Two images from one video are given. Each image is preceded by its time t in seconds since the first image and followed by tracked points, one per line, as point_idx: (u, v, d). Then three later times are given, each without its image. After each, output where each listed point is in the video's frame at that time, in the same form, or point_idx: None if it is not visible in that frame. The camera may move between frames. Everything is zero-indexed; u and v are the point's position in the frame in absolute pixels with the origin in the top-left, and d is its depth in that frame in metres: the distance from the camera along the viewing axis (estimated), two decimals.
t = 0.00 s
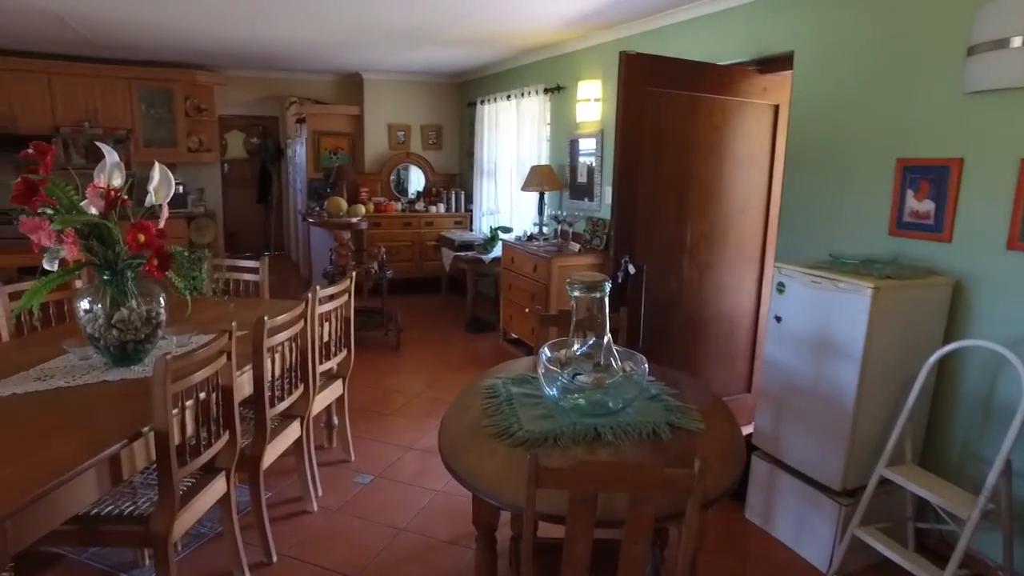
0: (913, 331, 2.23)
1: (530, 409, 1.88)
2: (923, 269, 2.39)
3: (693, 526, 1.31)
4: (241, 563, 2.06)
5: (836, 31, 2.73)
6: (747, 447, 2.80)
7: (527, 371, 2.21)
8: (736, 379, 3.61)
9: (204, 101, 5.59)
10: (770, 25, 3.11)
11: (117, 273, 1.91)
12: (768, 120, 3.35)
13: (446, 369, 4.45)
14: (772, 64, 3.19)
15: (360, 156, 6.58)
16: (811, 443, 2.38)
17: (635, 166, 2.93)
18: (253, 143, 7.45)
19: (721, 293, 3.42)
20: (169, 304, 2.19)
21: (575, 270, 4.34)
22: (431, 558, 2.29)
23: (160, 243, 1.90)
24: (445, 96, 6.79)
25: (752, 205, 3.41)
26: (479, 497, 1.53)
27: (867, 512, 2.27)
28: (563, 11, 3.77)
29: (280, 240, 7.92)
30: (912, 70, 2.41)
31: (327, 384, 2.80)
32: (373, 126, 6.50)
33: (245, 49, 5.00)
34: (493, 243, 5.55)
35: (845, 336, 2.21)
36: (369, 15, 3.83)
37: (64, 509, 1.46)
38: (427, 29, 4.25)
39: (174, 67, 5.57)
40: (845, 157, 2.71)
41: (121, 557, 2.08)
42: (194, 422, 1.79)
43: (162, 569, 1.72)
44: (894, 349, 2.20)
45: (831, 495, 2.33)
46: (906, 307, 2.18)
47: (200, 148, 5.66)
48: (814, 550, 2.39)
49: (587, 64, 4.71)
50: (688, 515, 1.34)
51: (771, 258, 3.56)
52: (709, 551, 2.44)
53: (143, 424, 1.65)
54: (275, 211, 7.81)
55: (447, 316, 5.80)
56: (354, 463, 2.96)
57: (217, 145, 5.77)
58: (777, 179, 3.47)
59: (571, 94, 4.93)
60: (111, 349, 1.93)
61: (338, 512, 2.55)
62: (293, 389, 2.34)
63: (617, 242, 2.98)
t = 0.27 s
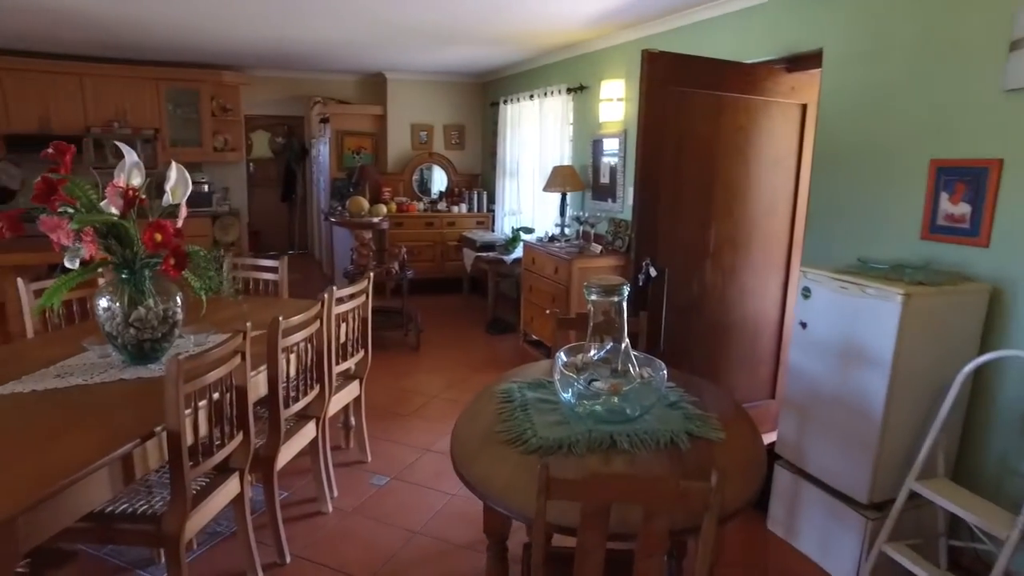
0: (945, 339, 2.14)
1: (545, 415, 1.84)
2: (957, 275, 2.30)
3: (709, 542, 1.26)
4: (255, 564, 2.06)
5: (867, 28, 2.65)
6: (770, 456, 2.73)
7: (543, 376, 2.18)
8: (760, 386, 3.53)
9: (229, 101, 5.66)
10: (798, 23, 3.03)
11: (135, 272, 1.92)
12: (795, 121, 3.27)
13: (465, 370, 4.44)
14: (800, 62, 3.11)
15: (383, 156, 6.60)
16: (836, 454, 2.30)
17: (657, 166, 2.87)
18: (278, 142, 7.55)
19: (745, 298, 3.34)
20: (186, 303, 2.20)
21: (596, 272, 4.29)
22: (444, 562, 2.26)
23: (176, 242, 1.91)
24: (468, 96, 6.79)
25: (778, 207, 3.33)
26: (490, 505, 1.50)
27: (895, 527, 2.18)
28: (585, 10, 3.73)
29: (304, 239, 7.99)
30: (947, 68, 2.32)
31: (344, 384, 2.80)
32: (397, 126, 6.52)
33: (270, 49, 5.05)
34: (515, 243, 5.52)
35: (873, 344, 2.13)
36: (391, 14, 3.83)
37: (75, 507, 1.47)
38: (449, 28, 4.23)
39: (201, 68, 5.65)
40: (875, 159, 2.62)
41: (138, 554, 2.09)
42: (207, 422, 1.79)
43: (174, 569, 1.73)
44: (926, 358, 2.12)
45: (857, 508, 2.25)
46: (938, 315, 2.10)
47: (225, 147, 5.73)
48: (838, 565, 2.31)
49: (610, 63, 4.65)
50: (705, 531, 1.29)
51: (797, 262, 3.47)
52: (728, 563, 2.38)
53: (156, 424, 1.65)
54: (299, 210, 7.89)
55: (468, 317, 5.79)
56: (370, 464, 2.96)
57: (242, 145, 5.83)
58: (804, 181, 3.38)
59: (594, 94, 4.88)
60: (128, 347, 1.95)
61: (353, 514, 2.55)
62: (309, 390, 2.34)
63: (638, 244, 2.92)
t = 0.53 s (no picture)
0: (982, 349, 2.05)
1: (561, 421, 1.81)
2: (995, 282, 2.21)
3: (726, 559, 1.22)
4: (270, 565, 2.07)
5: (902, 25, 2.55)
6: (795, 466, 2.66)
7: (561, 381, 2.14)
8: (785, 394, 3.45)
9: (256, 102, 5.72)
10: (829, 20, 2.94)
11: (155, 271, 1.93)
12: (825, 121, 3.18)
13: (486, 372, 4.42)
14: (831, 61, 3.02)
15: (408, 156, 6.63)
16: (864, 466, 2.22)
17: (681, 168, 2.81)
18: (304, 142, 7.65)
19: (771, 303, 3.26)
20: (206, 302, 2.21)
21: (619, 274, 4.24)
22: (459, 567, 2.25)
23: (195, 242, 1.92)
24: (493, 97, 6.78)
25: (806, 210, 3.24)
26: (501, 514, 1.47)
27: (927, 545, 2.10)
28: (610, 9, 3.68)
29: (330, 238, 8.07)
30: (986, 66, 2.22)
31: (362, 385, 2.80)
32: (422, 126, 6.54)
33: (296, 50, 5.10)
34: (538, 245, 5.49)
35: (905, 353, 2.04)
36: (414, 14, 3.83)
37: (90, 505, 1.48)
38: (472, 28, 4.22)
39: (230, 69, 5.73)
40: (909, 160, 2.53)
41: (156, 551, 2.11)
42: (222, 421, 1.80)
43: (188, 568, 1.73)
44: (961, 368, 2.03)
45: (887, 524, 2.16)
46: (974, 324, 2.01)
47: (252, 147, 5.80)
48: None
49: (636, 63, 4.59)
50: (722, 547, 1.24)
51: (826, 267, 3.38)
52: None
53: (171, 423, 1.66)
54: (326, 209, 7.97)
55: (490, 318, 5.78)
56: (387, 466, 2.97)
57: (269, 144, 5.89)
58: (834, 183, 3.29)
59: (619, 94, 4.82)
60: (148, 346, 1.96)
61: (369, 516, 2.55)
62: (326, 391, 2.35)
63: (660, 247, 2.87)
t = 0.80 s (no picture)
0: None
1: (582, 426, 1.77)
2: None
3: None
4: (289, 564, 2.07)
5: (941, 20, 2.46)
6: (824, 477, 2.58)
7: (582, 384, 2.11)
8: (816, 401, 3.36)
9: (285, 101, 5.77)
10: (864, 16, 2.85)
11: (179, 268, 1.95)
12: (860, 120, 3.08)
13: (509, 373, 4.40)
14: (866, 58, 2.93)
15: (434, 156, 6.64)
16: (898, 479, 2.13)
17: (709, 169, 2.75)
18: (332, 142, 7.74)
19: (802, 307, 3.17)
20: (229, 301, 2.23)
21: (644, 277, 4.19)
22: (477, 571, 2.23)
23: (217, 241, 1.93)
24: (520, 96, 6.75)
25: (839, 212, 3.14)
26: (518, 521, 1.44)
27: (966, 563, 2.00)
28: (637, 7, 3.63)
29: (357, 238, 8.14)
30: None
31: (384, 385, 2.81)
32: (448, 126, 6.54)
33: (324, 50, 5.13)
34: (564, 245, 5.45)
35: (944, 362, 1.96)
36: (440, 14, 3.82)
37: (110, 502, 1.49)
38: (498, 27, 4.19)
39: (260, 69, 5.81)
40: (948, 161, 2.43)
41: (178, 546, 2.14)
42: (242, 420, 1.81)
43: (206, 565, 1.74)
44: (1003, 379, 1.94)
45: (923, 540, 2.07)
46: (1018, 333, 1.91)
47: (280, 147, 5.85)
48: None
49: (664, 62, 4.52)
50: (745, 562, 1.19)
51: (859, 271, 3.28)
52: None
53: (191, 420, 1.67)
54: (353, 208, 8.04)
55: (515, 319, 5.76)
56: (408, 466, 2.97)
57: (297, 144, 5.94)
58: (869, 184, 3.18)
59: (647, 94, 4.76)
60: (171, 343, 1.98)
61: (388, 516, 2.55)
62: (347, 390, 2.36)
63: (687, 249, 2.81)
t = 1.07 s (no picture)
0: None
1: (608, 432, 1.73)
2: None
3: None
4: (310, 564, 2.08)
5: (988, 14, 2.35)
6: (858, 488, 2.49)
7: (608, 389, 2.06)
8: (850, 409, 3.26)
9: (314, 101, 5.81)
10: (906, 11, 2.75)
11: (205, 266, 1.97)
12: (900, 119, 2.96)
13: (534, 374, 4.37)
14: (907, 55, 2.82)
15: (462, 156, 6.64)
16: (939, 493, 2.04)
17: (740, 169, 2.68)
18: (361, 141, 7.81)
19: (836, 312, 3.07)
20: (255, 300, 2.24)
21: (673, 279, 4.12)
22: None
23: (243, 239, 1.93)
24: (549, 96, 6.71)
25: (877, 214, 3.04)
26: (541, 528, 1.41)
27: None
28: (667, 5, 3.56)
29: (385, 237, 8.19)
30: None
31: (408, 385, 2.80)
32: (476, 126, 6.53)
33: (354, 50, 5.16)
34: (591, 246, 5.40)
35: (989, 372, 1.87)
36: (468, 13, 3.80)
37: (134, 498, 1.49)
38: (526, 26, 4.16)
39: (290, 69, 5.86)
40: (994, 162, 2.33)
41: (201, 542, 2.15)
42: (265, 419, 1.81)
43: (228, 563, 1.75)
44: None
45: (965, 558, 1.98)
46: None
47: (309, 146, 5.89)
48: None
49: (695, 60, 4.44)
50: None
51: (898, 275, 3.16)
52: None
53: (215, 419, 1.68)
54: (381, 207, 8.10)
55: (541, 319, 5.72)
56: (432, 467, 2.96)
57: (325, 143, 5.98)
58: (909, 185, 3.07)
59: (677, 93, 4.68)
60: (197, 340, 2.00)
61: (410, 518, 2.54)
62: (371, 391, 2.36)
63: (718, 251, 2.74)
